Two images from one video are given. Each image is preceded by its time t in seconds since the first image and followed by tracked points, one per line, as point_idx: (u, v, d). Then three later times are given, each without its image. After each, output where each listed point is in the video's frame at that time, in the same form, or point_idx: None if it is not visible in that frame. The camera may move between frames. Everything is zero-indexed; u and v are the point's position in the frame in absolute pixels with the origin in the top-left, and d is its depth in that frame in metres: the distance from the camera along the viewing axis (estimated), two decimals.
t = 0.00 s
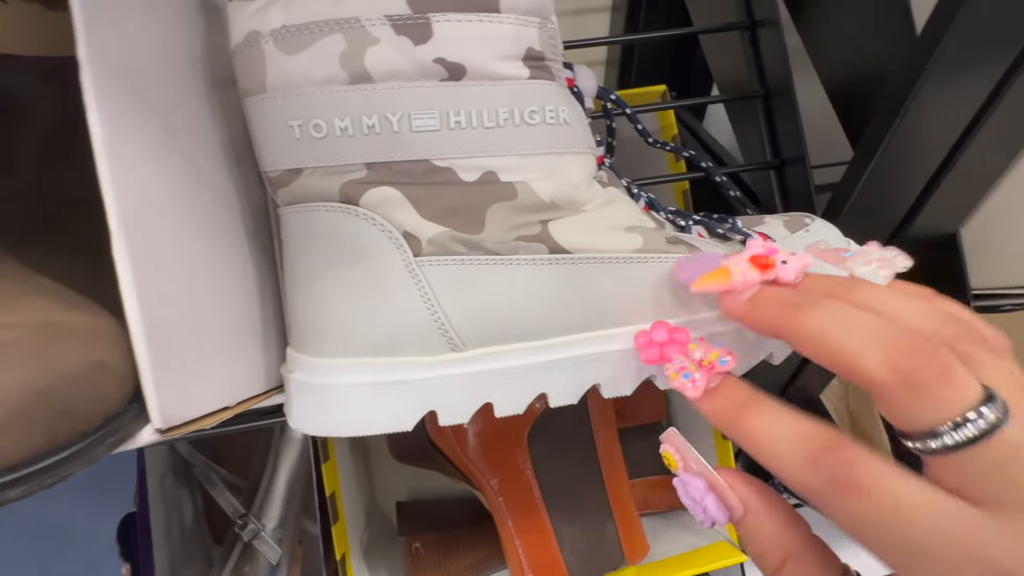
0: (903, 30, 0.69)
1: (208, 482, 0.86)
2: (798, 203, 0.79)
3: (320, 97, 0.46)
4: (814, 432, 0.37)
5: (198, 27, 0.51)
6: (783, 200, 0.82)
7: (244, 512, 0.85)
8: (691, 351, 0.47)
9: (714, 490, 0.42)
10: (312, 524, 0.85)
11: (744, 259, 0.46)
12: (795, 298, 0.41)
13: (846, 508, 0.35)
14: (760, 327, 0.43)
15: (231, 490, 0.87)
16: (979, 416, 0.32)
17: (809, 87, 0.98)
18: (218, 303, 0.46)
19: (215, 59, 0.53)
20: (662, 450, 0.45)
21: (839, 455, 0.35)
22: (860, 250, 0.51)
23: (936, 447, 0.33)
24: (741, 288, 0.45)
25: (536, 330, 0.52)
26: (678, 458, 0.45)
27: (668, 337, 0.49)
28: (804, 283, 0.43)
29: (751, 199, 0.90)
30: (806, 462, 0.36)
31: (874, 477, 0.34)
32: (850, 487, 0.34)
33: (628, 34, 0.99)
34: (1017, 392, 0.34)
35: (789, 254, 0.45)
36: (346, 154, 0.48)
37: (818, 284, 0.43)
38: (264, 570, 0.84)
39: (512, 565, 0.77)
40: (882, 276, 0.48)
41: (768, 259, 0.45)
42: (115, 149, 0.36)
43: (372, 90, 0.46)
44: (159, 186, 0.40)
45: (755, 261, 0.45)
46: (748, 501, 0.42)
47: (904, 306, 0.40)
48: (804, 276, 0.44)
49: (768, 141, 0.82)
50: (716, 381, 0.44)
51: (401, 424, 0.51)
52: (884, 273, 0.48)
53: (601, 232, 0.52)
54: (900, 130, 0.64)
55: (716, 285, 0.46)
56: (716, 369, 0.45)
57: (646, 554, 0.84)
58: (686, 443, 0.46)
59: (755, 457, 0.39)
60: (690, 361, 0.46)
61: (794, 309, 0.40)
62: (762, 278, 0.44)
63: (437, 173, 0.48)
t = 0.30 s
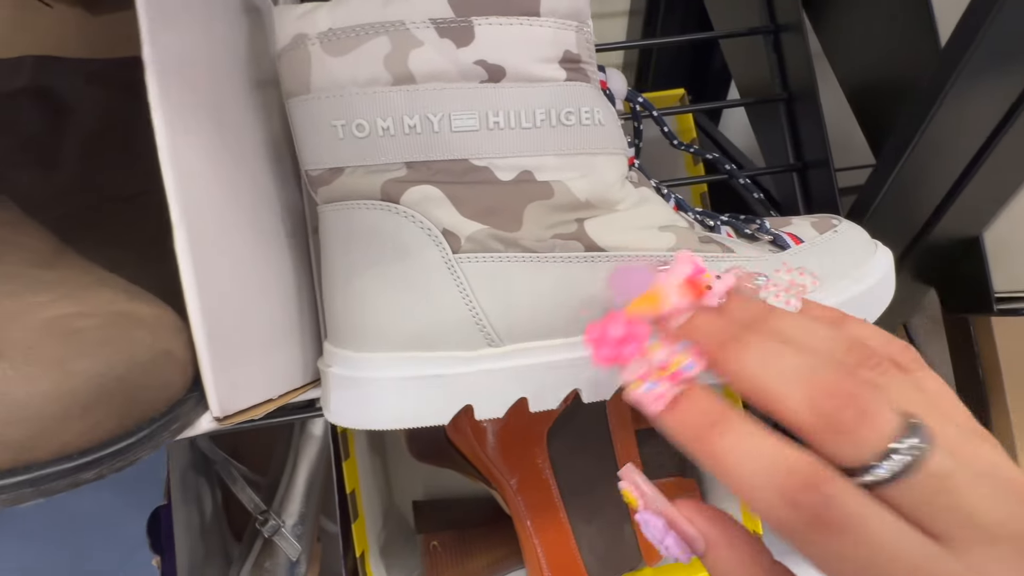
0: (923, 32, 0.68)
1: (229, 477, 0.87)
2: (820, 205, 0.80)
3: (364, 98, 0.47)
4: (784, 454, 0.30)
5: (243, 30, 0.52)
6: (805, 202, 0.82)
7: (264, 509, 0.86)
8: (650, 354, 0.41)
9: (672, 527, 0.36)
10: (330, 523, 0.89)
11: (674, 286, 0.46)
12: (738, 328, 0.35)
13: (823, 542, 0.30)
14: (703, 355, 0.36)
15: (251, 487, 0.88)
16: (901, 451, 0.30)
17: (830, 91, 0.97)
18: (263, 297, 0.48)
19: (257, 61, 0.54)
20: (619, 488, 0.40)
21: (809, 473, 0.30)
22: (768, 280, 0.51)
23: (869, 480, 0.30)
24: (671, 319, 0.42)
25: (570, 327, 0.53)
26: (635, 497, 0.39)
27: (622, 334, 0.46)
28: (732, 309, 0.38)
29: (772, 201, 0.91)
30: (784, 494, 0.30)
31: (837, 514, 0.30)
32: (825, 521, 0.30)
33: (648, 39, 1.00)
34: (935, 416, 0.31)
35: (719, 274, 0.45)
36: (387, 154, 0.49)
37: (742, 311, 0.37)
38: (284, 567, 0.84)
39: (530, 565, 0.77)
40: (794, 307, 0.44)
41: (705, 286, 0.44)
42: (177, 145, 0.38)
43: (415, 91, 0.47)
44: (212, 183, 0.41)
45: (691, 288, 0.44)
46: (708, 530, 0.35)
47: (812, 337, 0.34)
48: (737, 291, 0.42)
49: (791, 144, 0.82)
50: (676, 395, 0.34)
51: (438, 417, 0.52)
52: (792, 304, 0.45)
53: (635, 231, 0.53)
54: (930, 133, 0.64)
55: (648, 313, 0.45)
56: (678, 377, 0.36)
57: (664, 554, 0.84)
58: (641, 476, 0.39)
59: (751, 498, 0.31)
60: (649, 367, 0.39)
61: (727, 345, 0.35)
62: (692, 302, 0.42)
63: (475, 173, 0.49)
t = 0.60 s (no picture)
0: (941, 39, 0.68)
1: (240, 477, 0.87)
2: (834, 213, 0.80)
3: (387, 105, 0.48)
4: (643, 489, 0.28)
5: (269, 37, 0.53)
6: (819, 210, 0.82)
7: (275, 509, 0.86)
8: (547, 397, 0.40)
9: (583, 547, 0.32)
10: (339, 525, 0.90)
11: (559, 291, 0.42)
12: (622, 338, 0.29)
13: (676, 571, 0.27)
14: (576, 366, 0.30)
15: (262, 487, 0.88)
16: (777, 471, 0.26)
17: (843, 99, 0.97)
18: (287, 299, 0.48)
19: (282, 68, 0.55)
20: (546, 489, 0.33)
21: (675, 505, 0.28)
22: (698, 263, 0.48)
23: (744, 514, 0.27)
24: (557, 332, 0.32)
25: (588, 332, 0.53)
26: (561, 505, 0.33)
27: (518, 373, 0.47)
28: (626, 312, 0.32)
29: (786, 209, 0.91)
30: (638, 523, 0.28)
31: (689, 543, 0.27)
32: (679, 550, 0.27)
33: (662, 47, 1.01)
34: (818, 431, 0.27)
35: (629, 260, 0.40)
36: (408, 160, 0.50)
37: (644, 309, 0.31)
38: (293, 568, 0.82)
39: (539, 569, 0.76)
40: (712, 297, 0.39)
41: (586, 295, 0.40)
42: (207, 150, 0.39)
43: (437, 98, 0.48)
44: (240, 187, 0.42)
45: (572, 300, 0.40)
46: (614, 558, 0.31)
47: (706, 347, 0.30)
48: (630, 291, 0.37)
49: (805, 152, 0.83)
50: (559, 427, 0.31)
51: (455, 420, 0.53)
52: (713, 291, 0.40)
53: (653, 238, 0.53)
54: (948, 140, 0.64)
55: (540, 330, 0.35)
56: (556, 411, 0.37)
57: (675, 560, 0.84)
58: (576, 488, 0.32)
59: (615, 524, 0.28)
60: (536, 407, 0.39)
61: (605, 365, 0.29)
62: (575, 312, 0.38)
63: (496, 179, 0.50)
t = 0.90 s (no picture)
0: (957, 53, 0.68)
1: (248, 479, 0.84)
2: (848, 225, 0.79)
3: (406, 117, 0.49)
4: (523, 453, 0.35)
5: (290, 48, 0.54)
6: (833, 221, 0.82)
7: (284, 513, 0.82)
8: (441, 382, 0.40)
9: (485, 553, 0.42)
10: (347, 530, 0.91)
11: (443, 281, 0.41)
12: (503, 326, 0.36)
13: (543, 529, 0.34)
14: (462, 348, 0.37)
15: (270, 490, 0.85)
16: (637, 443, 0.33)
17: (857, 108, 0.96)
18: (305, 307, 0.49)
19: (300, 78, 0.56)
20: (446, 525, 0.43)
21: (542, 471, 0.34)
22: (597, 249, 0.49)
23: (603, 479, 0.34)
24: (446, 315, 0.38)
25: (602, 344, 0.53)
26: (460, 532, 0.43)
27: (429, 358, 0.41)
28: (517, 304, 0.39)
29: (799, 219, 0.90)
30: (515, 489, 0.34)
31: (551, 503, 0.34)
32: (551, 514, 0.33)
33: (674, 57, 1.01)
34: (687, 409, 0.35)
35: (512, 260, 0.41)
36: (427, 170, 0.50)
37: (535, 303, 0.39)
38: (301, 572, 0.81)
39: None
40: (606, 291, 0.45)
41: (470, 286, 0.40)
42: (232, 161, 0.39)
43: (456, 110, 0.48)
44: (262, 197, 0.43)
45: (454, 288, 0.40)
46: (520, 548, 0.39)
47: (582, 332, 0.37)
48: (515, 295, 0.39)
49: (818, 163, 0.82)
50: (463, 408, 0.37)
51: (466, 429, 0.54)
52: (605, 285, 0.45)
53: (670, 250, 0.53)
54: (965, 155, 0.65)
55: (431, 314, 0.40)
56: (457, 398, 0.38)
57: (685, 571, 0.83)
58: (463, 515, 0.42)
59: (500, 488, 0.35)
60: (436, 394, 0.39)
61: (485, 348, 0.36)
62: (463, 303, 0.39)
63: (512, 190, 0.50)
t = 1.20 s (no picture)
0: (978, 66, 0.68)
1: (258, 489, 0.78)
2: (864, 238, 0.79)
3: (428, 132, 0.49)
4: (479, 424, 0.38)
5: (310, 61, 0.54)
6: (850, 235, 0.81)
7: (292, 521, 0.80)
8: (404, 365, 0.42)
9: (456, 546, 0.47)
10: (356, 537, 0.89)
11: (413, 274, 0.42)
12: (463, 305, 0.39)
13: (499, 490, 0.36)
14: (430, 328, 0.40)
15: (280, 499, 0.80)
16: (579, 399, 0.36)
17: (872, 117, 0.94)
18: (324, 322, 0.48)
19: (320, 90, 0.56)
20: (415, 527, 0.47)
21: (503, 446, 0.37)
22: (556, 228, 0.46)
23: (552, 434, 0.37)
24: (416, 305, 0.41)
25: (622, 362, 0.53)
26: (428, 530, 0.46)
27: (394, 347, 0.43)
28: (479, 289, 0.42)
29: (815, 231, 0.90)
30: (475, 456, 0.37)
31: (503, 473, 0.36)
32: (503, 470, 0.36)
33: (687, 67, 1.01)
34: (630, 367, 0.38)
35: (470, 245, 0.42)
36: (447, 186, 0.50)
37: (491, 283, 0.41)
38: None
39: None
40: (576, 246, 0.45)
41: (435, 276, 0.41)
42: (256, 177, 0.39)
43: (477, 127, 0.48)
44: (285, 214, 0.43)
45: (422, 277, 0.41)
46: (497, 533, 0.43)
47: (538, 303, 0.40)
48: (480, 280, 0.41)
49: (835, 176, 0.82)
50: (425, 388, 0.41)
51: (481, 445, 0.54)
52: (575, 240, 0.45)
53: (691, 267, 0.52)
54: (980, 178, 0.67)
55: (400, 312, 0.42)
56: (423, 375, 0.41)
57: None
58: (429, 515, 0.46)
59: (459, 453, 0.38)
60: (398, 376, 0.41)
61: (447, 327, 0.39)
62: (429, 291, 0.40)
63: (533, 207, 0.50)
